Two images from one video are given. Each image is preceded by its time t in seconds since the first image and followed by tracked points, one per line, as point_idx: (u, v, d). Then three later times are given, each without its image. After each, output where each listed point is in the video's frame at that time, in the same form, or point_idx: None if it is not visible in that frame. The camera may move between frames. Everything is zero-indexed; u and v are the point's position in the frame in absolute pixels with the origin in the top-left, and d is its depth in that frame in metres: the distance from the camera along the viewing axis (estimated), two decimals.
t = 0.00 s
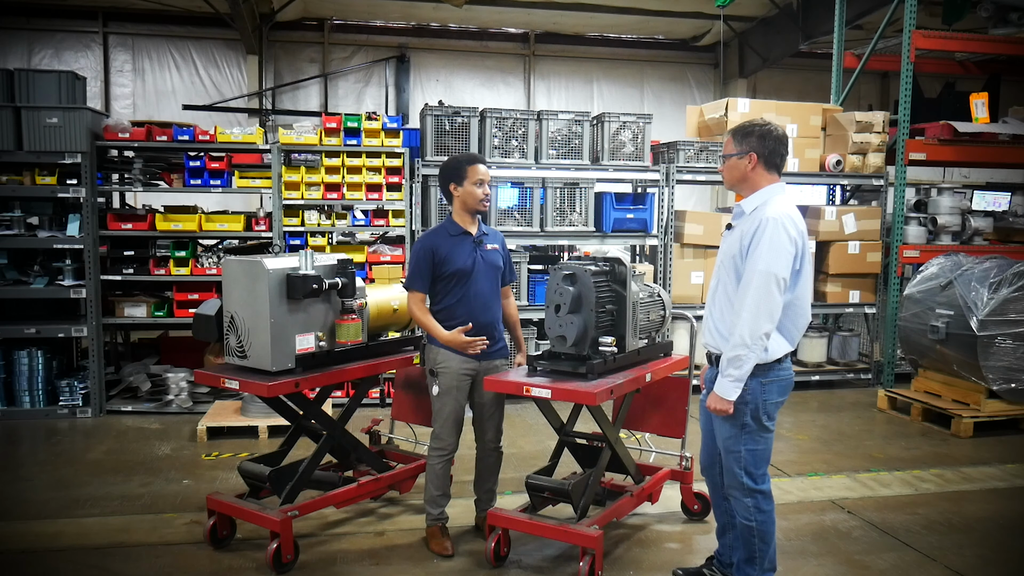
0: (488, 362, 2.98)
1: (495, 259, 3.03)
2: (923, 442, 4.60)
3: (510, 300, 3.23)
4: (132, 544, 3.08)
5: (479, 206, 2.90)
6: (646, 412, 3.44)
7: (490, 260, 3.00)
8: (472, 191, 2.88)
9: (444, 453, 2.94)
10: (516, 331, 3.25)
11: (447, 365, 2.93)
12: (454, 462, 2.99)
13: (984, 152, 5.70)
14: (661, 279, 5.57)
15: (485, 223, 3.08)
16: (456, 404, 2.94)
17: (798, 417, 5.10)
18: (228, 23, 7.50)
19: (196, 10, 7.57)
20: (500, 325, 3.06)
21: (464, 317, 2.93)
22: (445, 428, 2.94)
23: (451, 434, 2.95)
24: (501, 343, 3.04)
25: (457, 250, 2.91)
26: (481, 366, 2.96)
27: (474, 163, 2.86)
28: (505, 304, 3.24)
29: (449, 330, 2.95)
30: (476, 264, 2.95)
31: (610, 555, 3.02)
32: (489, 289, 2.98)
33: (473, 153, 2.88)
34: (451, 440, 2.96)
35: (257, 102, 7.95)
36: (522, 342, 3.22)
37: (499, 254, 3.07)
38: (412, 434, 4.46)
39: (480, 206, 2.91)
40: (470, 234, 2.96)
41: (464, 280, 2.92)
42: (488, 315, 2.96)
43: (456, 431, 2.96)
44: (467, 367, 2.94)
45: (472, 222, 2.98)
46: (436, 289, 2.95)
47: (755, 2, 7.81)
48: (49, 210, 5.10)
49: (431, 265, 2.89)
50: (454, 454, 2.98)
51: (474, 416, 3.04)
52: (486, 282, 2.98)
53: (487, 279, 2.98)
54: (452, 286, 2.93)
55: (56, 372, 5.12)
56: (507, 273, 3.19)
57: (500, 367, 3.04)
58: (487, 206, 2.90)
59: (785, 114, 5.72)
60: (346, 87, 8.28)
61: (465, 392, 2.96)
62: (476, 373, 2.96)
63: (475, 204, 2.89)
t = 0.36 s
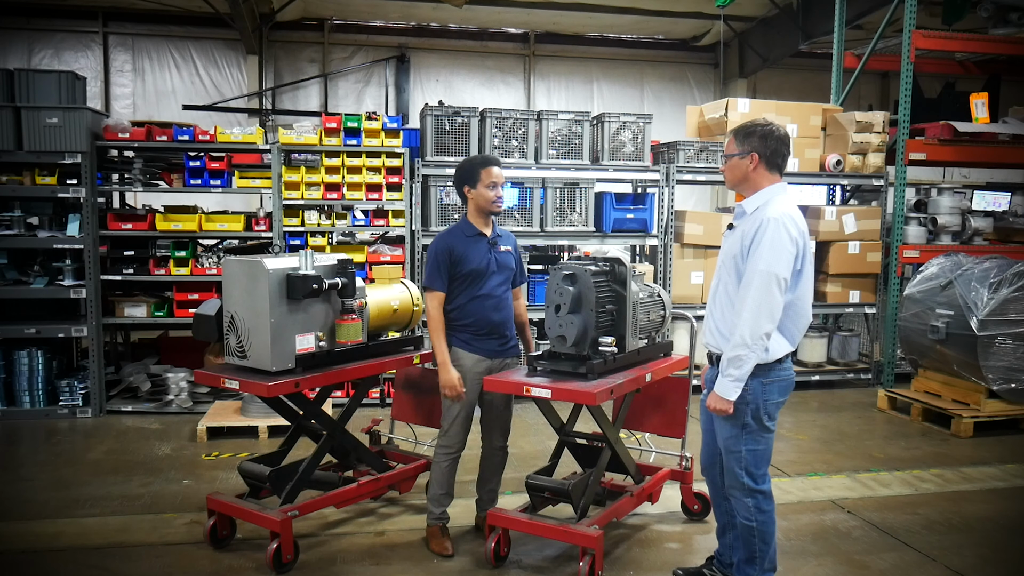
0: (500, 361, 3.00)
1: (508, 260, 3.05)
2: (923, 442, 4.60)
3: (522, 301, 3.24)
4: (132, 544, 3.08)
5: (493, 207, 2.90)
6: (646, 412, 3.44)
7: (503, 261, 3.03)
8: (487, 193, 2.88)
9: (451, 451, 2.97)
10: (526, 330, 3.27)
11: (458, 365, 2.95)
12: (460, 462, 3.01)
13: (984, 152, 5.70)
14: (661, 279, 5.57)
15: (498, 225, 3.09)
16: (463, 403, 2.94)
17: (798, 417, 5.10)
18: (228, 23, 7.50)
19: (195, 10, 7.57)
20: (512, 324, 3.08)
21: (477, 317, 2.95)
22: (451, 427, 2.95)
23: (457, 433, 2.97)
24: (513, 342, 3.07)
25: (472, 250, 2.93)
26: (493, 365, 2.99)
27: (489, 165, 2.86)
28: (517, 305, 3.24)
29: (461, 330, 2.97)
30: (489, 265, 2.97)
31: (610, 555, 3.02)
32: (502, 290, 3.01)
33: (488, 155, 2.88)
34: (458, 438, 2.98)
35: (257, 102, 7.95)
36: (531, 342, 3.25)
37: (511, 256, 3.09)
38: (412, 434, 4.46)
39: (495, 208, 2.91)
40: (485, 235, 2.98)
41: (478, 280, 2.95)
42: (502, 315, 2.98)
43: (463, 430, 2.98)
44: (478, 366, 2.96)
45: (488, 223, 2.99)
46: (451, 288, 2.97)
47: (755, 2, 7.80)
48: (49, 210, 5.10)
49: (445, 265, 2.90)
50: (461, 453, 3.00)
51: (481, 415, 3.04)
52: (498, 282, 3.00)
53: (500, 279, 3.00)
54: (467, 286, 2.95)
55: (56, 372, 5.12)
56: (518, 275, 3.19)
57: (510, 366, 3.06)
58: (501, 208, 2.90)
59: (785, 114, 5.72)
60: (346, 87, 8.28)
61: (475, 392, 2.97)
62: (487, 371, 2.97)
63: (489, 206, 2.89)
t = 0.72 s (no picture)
0: (500, 361, 3.01)
1: (516, 263, 3.04)
2: (923, 442, 4.60)
3: (532, 303, 3.22)
4: (132, 544, 3.08)
5: (504, 209, 2.89)
6: (646, 412, 3.44)
7: (512, 262, 3.02)
8: (497, 194, 2.87)
9: (456, 449, 2.97)
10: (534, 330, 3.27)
11: (460, 363, 2.96)
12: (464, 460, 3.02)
13: (984, 152, 5.70)
14: (661, 279, 5.58)
15: (510, 226, 3.08)
16: (466, 401, 2.95)
17: (798, 417, 5.10)
18: (228, 23, 7.50)
19: (195, 10, 7.56)
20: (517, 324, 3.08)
21: (479, 316, 2.96)
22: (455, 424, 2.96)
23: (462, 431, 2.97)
24: (516, 341, 3.07)
25: (479, 250, 2.94)
26: (493, 364, 2.99)
27: (501, 166, 2.85)
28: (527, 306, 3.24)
29: (463, 328, 2.98)
30: (496, 265, 2.97)
31: (610, 555, 3.02)
32: (508, 291, 3.00)
33: (501, 156, 2.87)
34: (464, 436, 2.98)
35: (257, 102, 7.95)
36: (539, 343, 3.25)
37: (521, 258, 3.08)
38: (413, 434, 4.46)
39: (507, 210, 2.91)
40: (494, 236, 2.98)
41: (483, 280, 2.96)
42: (504, 316, 2.98)
43: (468, 428, 2.98)
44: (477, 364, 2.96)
45: (499, 224, 2.99)
46: (456, 286, 2.99)
47: (755, 2, 7.80)
48: (49, 210, 5.10)
49: (450, 264, 2.92)
50: (467, 451, 3.00)
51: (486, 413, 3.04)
52: (504, 283, 3.00)
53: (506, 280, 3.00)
54: (471, 285, 2.96)
55: (56, 373, 5.12)
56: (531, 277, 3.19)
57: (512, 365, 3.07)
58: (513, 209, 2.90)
59: (785, 114, 5.72)
60: (346, 87, 8.28)
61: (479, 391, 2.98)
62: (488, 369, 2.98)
63: (501, 207, 2.89)
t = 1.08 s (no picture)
0: (497, 361, 3.01)
1: (521, 265, 3.03)
2: (923, 442, 4.60)
3: (536, 304, 3.22)
4: (132, 544, 3.08)
5: (512, 211, 2.89)
6: (646, 413, 3.44)
7: (517, 264, 3.01)
8: (504, 197, 2.86)
9: (456, 447, 2.97)
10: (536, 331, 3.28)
11: (459, 362, 2.97)
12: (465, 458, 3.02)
13: (984, 152, 5.70)
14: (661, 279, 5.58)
15: (517, 227, 3.07)
16: (466, 399, 2.97)
17: (797, 417, 5.11)
18: (228, 23, 7.50)
19: (195, 10, 7.56)
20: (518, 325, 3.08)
21: (479, 316, 2.96)
22: (457, 422, 2.96)
23: (463, 430, 2.98)
24: (515, 342, 3.07)
25: (483, 250, 2.94)
26: (490, 364, 3.00)
27: (511, 168, 2.84)
28: (531, 307, 3.23)
29: (463, 327, 2.99)
30: (499, 266, 2.96)
31: (610, 555, 3.01)
32: (510, 292, 3.00)
33: (511, 158, 2.86)
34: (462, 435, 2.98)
35: (257, 102, 7.95)
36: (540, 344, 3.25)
37: (526, 261, 3.06)
38: (413, 434, 4.46)
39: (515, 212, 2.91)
40: (500, 237, 2.98)
41: (485, 280, 2.96)
42: (504, 317, 2.98)
43: (468, 426, 2.99)
44: (476, 364, 2.97)
45: (507, 225, 2.99)
46: (459, 284, 2.99)
47: (756, 2, 7.81)
48: (49, 210, 5.10)
49: (453, 263, 2.92)
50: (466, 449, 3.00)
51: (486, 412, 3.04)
52: (507, 284, 3.00)
53: (508, 282, 3.00)
54: (473, 285, 2.97)
55: (56, 372, 5.12)
56: (535, 279, 3.19)
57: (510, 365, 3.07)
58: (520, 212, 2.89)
59: (785, 114, 5.72)
60: (346, 87, 8.28)
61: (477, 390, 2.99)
62: (486, 370, 2.99)
63: (508, 209, 2.88)
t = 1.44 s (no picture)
0: (493, 361, 3.01)
1: (517, 265, 3.03)
2: (923, 442, 4.60)
3: (535, 304, 3.20)
4: (132, 544, 3.08)
5: (506, 212, 2.89)
6: (645, 413, 3.44)
7: (513, 264, 3.01)
8: (498, 198, 2.86)
9: (452, 446, 3.00)
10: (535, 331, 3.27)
11: (457, 360, 2.98)
12: (461, 457, 3.04)
13: (984, 152, 5.70)
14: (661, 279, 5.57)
15: (514, 228, 3.07)
16: (466, 398, 2.98)
17: (798, 417, 5.11)
18: (228, 23, 7.50)
19: (195, 10, 7.56)
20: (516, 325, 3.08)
21: (475, 316, 2.96)
22: (457, 418, 2.99)
23: (462, 425, 3.00)
24: (512, 343, 3.06)
25: (478, 250, 2.95)
26: (487, 364, 3.00)
27: (504, 169, 2.83)
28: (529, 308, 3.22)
29: (459, 327, 2.99)
30: (495, 266, 2.97)
31: (609, 555, 3.01)
32: (506, 292, 3.00)
33: (505, 158, 2.85)
34: (459, 435, 3.01)
35: (257, 102, 7.95)
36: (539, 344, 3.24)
37: (522, 261, 3.06)
38: (412, 434, 4.46)
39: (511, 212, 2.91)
40: (496, 237, 2.98)
41: (481, 280, 2.96)
42: (500, 317, 2.97)
43: (467, 426, 3.01)
44: (473, 364, 2.97)
45: (503, 226, 2.99)
46: (456, 285, 3.00)
47: (755, 2, 7.81)
48: (49, 210, 5.10)
49: (449, 262, 2.92)
50: (462, 448, 3.03)
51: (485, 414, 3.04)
52: (503, 284, 3.00)
53: (504, 282, 3.00)
54: (469, 285, 2.97)
55: (56, 373, 5.12)
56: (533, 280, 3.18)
57: (507, 366, 3.07)
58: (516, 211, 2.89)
59: (785, 114, 5.71)
60: (346, 87, 8.28)
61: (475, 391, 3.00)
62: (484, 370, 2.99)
63: (503, 210, 2.88)
